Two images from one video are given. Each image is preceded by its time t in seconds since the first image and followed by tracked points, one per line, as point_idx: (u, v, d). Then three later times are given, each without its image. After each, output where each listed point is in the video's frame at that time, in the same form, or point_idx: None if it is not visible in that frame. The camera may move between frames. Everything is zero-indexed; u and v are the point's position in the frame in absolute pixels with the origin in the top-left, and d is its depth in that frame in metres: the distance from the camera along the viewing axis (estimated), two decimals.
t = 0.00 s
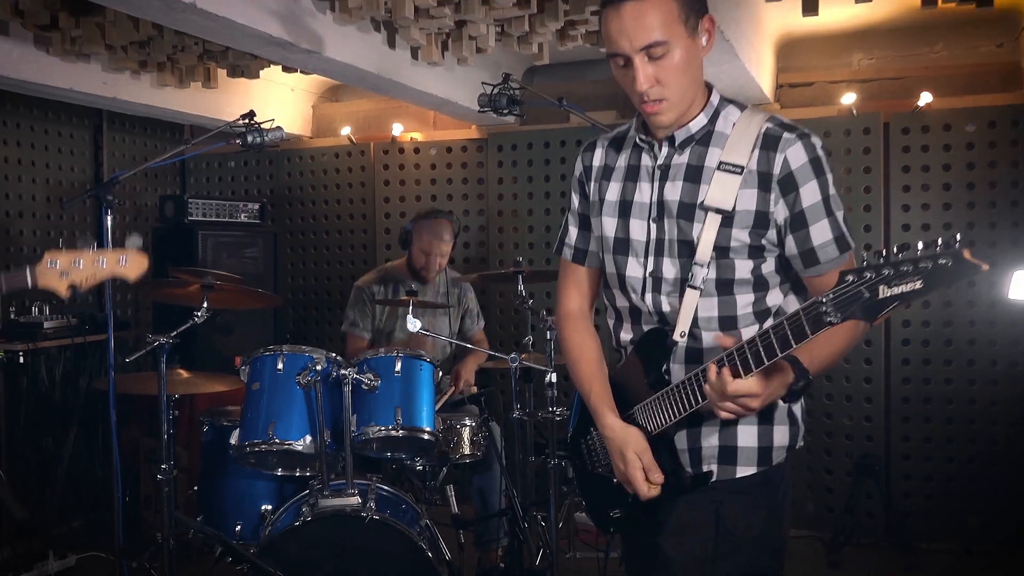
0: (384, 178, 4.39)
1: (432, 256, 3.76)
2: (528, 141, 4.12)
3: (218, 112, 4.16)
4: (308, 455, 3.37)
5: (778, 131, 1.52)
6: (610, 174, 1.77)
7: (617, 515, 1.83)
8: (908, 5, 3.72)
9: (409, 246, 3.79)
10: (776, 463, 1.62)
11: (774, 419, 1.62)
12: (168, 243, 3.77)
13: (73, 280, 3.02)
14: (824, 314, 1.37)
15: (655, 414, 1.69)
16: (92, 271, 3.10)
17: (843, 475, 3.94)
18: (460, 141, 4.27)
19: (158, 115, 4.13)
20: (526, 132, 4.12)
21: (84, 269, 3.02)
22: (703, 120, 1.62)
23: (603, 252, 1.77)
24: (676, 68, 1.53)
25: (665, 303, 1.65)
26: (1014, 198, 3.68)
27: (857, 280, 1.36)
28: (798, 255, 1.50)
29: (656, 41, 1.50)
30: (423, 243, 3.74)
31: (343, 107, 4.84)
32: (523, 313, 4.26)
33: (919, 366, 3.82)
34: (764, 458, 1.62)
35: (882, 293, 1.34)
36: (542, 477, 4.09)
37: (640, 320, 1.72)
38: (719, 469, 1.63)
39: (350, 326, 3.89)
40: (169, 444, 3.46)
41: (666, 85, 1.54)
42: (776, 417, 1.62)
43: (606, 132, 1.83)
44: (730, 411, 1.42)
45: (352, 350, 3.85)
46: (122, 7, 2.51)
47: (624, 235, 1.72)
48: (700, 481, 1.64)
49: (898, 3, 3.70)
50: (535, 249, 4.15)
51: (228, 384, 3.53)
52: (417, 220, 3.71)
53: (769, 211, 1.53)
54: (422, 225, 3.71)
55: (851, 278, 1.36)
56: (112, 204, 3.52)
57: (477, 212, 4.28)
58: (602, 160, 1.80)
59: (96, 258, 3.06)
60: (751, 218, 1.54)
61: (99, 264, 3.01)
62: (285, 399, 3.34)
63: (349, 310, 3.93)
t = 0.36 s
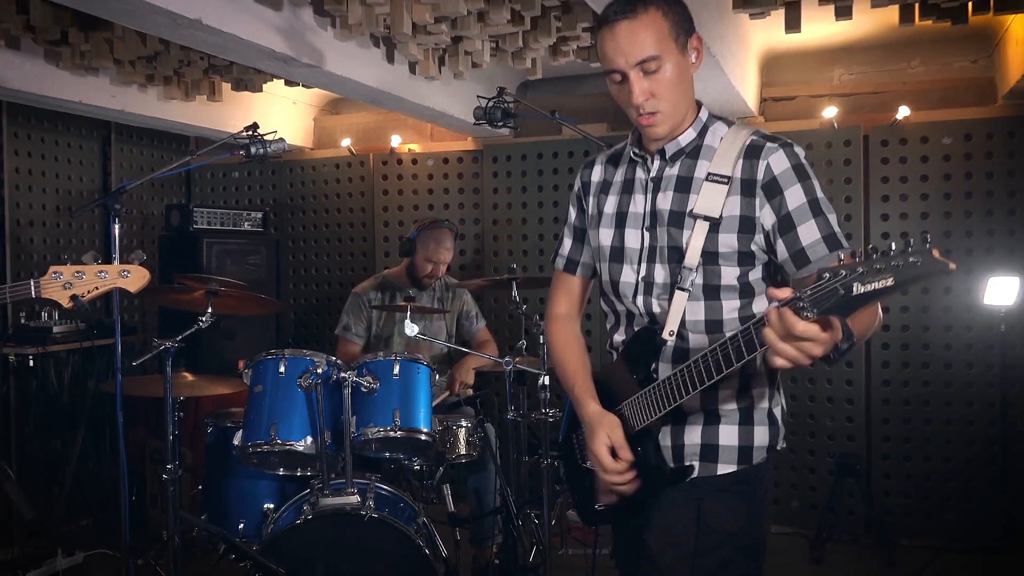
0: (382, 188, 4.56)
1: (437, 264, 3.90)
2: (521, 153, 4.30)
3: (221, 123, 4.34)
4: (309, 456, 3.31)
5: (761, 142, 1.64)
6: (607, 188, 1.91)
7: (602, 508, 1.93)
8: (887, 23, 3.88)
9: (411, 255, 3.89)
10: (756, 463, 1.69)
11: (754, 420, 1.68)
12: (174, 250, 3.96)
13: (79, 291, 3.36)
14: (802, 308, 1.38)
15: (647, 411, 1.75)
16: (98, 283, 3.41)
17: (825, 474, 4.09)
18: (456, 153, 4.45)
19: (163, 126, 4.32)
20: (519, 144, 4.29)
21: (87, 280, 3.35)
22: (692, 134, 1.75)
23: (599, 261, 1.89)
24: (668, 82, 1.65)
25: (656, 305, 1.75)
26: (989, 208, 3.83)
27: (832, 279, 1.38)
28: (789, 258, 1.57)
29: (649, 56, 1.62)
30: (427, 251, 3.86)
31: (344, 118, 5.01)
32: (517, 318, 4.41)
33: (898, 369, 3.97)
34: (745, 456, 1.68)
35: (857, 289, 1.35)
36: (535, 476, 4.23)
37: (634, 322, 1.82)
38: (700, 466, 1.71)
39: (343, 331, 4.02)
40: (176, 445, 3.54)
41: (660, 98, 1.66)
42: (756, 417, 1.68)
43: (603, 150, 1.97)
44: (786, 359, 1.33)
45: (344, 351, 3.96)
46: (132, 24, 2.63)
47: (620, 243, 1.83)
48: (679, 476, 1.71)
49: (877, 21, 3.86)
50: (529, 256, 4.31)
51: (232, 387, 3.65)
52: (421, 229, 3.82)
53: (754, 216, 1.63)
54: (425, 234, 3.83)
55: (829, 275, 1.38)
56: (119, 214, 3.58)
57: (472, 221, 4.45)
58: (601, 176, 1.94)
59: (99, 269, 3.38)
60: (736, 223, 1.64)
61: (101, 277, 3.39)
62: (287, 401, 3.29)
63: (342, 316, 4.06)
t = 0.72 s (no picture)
0: (379, 196, 4.61)
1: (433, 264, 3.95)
2: (517, 159, 4.33)
3: (218, 129, 4.37)
4: (306, 461, 3.30)
5: (758, 149, 1.65)
6: (607, 196, 1.93)
7: (598, 512, 1.93)
8: (879, 31, 3.92)
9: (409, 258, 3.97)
10: (753, 466, 1.68)
11: (751, 423, 1.67)
12: (171, 256, 3.99)
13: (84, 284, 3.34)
14: (787, 311, 1.43)
15: (639, 417, 1.78)
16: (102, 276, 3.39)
17: (819, 479, 4.11)
18: (453, 159, 4.47)
19: (161, 133, 4.34)
20: (515, 150, 4.32)
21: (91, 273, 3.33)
22: (689, 141, 1.76)
23: (599, 264, 1.93)
24: (664, 89, 1.67)
25: (652, 307, 1.75)
26: (981, 214, 3.86)
27: (819, 279, 1.40)
28: (780, 264, 1.60)
29: (643, 65, 1.64)
30: (423, 252, 3.92)
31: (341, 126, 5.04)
32: (513, 324, 4.44)
33: (892, 374, 4.00)
34: (741, 460, 1.67)
35: (841, 291, 1.36)
36: (530, 481, 4.24)
37: (632, 325, 1.83)
38: (697, 470, 1.70)
39: (344, 336, 4.03)
40: (171, 452, 3.53)
41: (656, 105, 1.68)
42: (752, 420, 1.67)
43: (604, 159, 2.00)
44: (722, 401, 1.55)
45: (348, 355, 3.96)
46: (129, 31, 2.64)
47: (620, 250, 1.86)
48: (674, 478, 1.72)
49: (869, 29, 3.90)
50: (525, 262, 4.33)
51: (228, 392, 3.66)
52: (418, 232, 3.88)
53: (749, 222, 1.64)
54: (420, 237, 3.87)
55: (815, 277, 1.40)
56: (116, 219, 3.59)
57: (468, 228, 4.47)
58: (601, 184, 1.96)
59: (103, 262, 3.36)
60: (732, 229, 1.65)
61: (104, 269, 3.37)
62: (284, 407, 3.28)
63: (343, 322, 4.07)
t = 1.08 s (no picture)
0: (376, 199, 4.61)
1: (428, 272, 3.90)
2: (514, 163, 4.33)
3: (215, 133, 4.37)
4: (302, 465, 3.29)
5: (755, 153, 1.65)
6: (606, 198, 1.93)
7: (598, 516, 1.90)
8: (875, 35, 3.93)
9: (403, 264, 3.92)
10: (752, 467, 1.69)
11: (749, 425, 1.68)
12: (168, 260, 3.98)
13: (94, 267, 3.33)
14: (782, 311, 1.46)
15: (638, 421, 1.78)
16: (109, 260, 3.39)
17: (815, 482, 4.11)
18: (450, 162, 4.48)
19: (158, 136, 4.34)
20: (512, 154, 4.33)
21: (101, 256, 3.31)
22: (687, 145, 1.76)
23: (598, 266, 1.93)
24: (662, 91, 1.67)
25: (649, 309, 1.75)
26: (977, 218, 3.87)
27: (811, 280, 1.44)
28: (774, 268, 1.60)
29: (643, 65, 1.65)
30: (418, 260, 3.86)
31: (339, 129, 5.05)
32: (510, 328, 4.44)
33: (888, 377, 4.00)
34: (741, 462, 1.68)
35: (835, 291, 1.41)
36: (527, 485, 4.24)
37: (630, 327, 1.83)
38: (696, 473, 1.70)
39: (340, 343, 4.02)
40: (167, 455, 3.52)
41: (654, 106, 1.68)
42: (751, 422, 1.68)
43: (603, 163, 2.00)
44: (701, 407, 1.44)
45: (341, 363, 3.96)
46: (126, 34, 2.64)
47: (617, 252, 1.86)
48: (673, 481, 1.71)
49: (866, 33, 3.91)
50: (521, 265, 4.34)
51: (225, 396, 3.66)
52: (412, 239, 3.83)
53: (746, 227, 1.64)
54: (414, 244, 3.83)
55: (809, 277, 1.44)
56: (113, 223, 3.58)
57: (465, 231, 4.48)
58: (601, 187, 1.96)
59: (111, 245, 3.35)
60: (730, 234, 1.66)
61: (112, 252, 3.36)
62: (280, 411, 3.28)
63: (339, 327, 4.06)
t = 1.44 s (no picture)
0: (375, 203, 4.61)
1: (414, 277, 3.90)
2: (513, 167, 4.33)
3: (214, 137, 4.38)
4: (301, 470, 3.28)
5: (755, 156, 1.65)
6: (603, 201, 1.93)
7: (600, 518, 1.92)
8: (873, 39, 3.94)
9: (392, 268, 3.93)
10: (754, 472, 1.69)
11: (751, 428, 1.68)
12: (167, 266, 3.99)
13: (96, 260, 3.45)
14: (789, 318, 1.43)
15: (638, 424, 1.77)
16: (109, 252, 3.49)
17: (814, 486, 4.11)
18: (448, 167, 4.49)
19: (157, 140, 4.34)
20: (511, 158, 4.33)
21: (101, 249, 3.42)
22: (686, 148, 1.76)
23: (597, 271, 1.93)
24: (660, 97, 1.67)
25: (650, 314, 1.76)
26: (975, 222, 3.88)
27: (818, 287, 1.42)
28: (776, 272, 1.61)
29: (639, 73, 1.64)
30: (404, 265, 3.86)
31: (337, 133, 5.06)
32: (509, 331, 4.44)
33: (887, 381, 4.01)
34: (744, 467, 1.68)
35: (843, 297, 1.39)
36: (526, 489, 4.24)
37: (630, 332, 1.83)
38: (699, 477, 1.70)
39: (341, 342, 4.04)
40: (165, 459, 3.52)
41: (652, 113, 1.68)
42: (753, 425, 1.68)
43: (599, 165, 2.00)
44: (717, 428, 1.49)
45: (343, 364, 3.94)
46: (125, 38, 2.64)
47: (616, 255, 1.86)
48: (676, 485, 1.72)
49: (863, 38, 3.92)
50: (520, 269, 4.34)
51: (224, 400, 3.66)
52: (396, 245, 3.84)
53: (746, 230, 1.65)
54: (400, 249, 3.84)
55: (815, 285, 1.42)
56: (111, 227, 3.58)
57: (463, 235, 4.48)
58: (597, 190, 1.97)
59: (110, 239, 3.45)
60: (730, 237, 1.66)
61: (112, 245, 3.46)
62: (279, 416, 3.27)
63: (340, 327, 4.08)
